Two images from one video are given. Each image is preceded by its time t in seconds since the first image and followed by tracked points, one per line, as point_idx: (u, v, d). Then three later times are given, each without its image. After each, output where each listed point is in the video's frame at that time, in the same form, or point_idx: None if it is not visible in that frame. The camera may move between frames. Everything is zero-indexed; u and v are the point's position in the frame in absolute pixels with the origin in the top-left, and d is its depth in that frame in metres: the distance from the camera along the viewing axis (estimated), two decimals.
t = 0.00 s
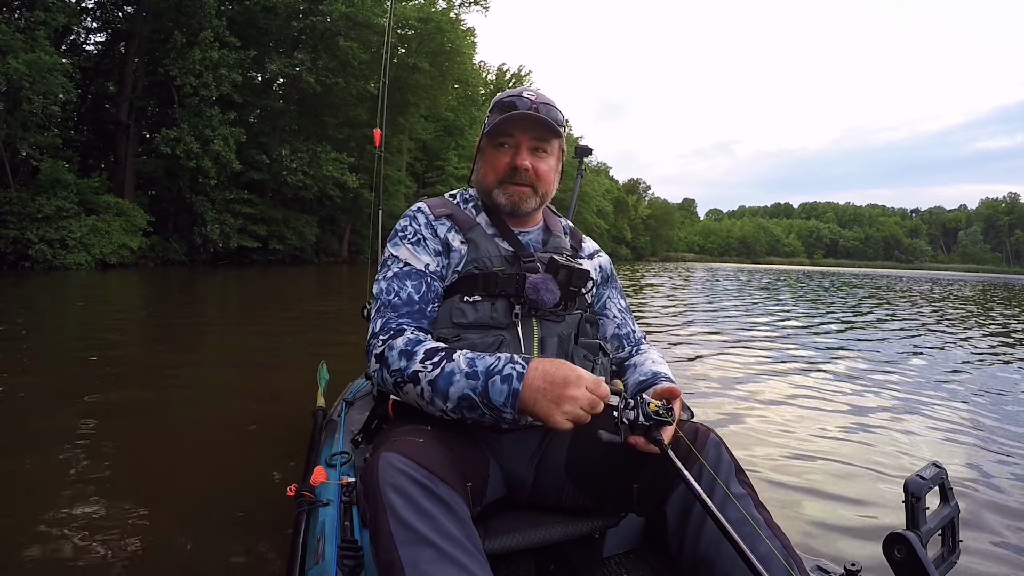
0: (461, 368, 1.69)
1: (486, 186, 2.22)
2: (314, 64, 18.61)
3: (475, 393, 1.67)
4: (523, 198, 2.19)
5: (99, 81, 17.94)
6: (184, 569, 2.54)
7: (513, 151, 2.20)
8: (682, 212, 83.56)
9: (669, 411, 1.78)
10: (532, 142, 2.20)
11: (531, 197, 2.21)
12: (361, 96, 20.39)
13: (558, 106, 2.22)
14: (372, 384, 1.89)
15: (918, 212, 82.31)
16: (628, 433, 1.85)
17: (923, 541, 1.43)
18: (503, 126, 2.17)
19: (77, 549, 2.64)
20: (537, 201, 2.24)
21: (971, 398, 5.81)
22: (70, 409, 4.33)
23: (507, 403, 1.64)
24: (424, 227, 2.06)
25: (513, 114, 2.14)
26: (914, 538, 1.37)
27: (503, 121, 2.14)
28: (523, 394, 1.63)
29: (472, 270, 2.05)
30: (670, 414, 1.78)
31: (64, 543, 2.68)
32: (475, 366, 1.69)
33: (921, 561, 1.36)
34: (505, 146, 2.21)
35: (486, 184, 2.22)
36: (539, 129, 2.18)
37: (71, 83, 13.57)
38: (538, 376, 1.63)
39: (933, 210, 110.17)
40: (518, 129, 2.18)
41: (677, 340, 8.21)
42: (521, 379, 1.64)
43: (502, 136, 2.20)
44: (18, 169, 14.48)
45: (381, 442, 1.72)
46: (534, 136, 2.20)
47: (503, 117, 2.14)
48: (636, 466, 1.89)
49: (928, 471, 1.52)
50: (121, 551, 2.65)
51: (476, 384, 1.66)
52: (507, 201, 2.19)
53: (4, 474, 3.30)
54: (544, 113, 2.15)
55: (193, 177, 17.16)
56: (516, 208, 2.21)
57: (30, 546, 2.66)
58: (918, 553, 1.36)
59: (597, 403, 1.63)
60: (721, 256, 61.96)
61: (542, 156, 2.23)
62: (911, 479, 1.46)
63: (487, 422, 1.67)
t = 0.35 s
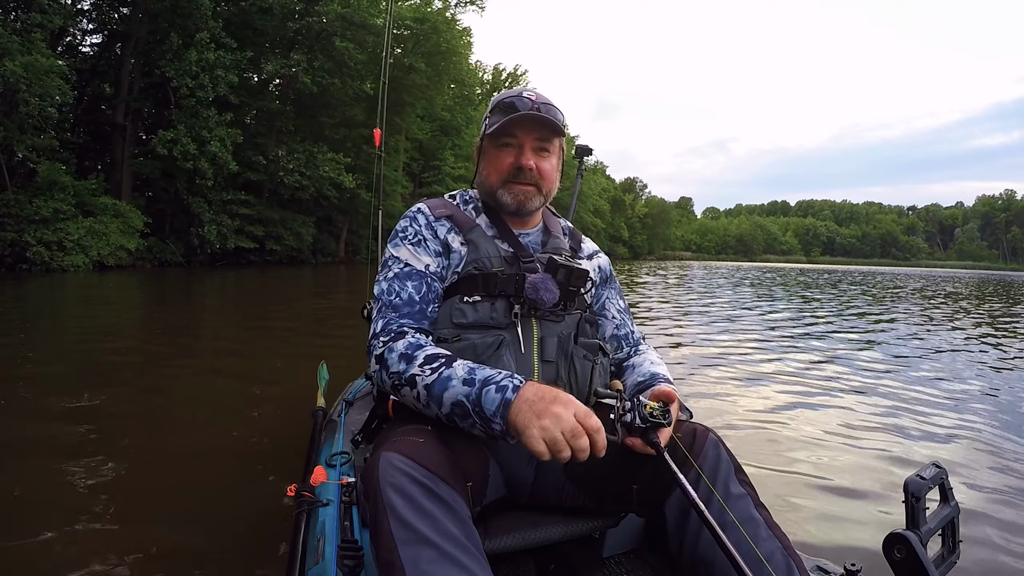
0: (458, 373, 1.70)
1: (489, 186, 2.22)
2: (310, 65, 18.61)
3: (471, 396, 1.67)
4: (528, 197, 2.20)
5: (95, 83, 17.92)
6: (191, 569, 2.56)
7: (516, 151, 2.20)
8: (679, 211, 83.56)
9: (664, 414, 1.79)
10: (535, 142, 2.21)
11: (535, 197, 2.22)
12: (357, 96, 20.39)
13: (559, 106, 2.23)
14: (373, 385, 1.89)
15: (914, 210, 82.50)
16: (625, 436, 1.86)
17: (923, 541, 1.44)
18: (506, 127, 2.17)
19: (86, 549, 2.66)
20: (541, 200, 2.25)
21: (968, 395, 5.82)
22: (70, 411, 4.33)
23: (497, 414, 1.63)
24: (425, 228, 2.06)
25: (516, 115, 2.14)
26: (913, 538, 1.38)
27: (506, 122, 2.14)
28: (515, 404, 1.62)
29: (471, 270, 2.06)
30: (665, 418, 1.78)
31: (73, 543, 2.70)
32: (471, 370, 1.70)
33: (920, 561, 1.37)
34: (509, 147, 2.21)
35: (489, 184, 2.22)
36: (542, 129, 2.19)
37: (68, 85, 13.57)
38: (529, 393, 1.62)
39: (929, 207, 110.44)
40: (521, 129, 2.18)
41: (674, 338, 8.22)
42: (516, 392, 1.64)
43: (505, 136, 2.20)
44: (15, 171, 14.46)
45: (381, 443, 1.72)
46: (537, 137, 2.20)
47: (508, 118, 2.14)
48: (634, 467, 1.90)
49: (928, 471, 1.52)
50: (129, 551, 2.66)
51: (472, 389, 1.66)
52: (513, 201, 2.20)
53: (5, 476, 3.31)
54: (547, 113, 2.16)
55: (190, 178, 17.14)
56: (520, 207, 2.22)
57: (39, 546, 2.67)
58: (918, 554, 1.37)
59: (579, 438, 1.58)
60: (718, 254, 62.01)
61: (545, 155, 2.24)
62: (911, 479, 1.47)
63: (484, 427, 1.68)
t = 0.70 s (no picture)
0: (457, 369, 1.69)
1: (491, 187, 2.22)
2: (307, 64, 18.59)
3: (471, 394, 1.67)
4: (530, 198, 2.21)
5: (92, 82, 17.87)
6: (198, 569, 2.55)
7: (518, 152, 2.20)
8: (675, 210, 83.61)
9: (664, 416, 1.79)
10: (537, 143, 2.21)
11: (537, 197, 2.23)
12: (353, 95, 20.37)
13: (559, 106, 2.23)
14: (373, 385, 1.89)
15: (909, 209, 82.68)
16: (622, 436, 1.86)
17: (923, 541, 1.44)
18: (507, 128, 2.17)
19: (94, 549, 2.65)
20: (543, 200, 2.25)
21: (965, 395, 5.84)
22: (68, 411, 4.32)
23: (503, 404, 1.64)
24: (423, 229, 2.06)
25: (516, 116, 2.14)
26: (913, 538, 1.38)
27: (507, 123, 2.14)
28: (518, 394, 1.63)
29: (471, 271, 2.05)
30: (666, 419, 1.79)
31: (81, 542, 2.69)
32: (470, 367, 1.70)
33: (920, 561, 1.37)
34: (510, 148, 2.20)
35: (491, 185, 2.22)
36: (542, 130, 2.19)
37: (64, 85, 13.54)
38: (533, 379, 1.63)
39: (924, 207, 110.67)
40: (522, 130, 2.17)
41: (671, 338, 8.23)
42: (516, 379, 1.64)
43: (506, 137, 2.19)
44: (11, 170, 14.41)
45: (381, 443, 1.72)
46: (538, 137, 2.20)
47: (509, 119, 2.13)
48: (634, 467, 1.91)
49: (928, 471, 1.53)
50: (134, 552, 2.66)
51: (471, 386, 1.66)
52: (515, 202, 2.20)
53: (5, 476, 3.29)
54: (547, 113, 2.16)
55: (187, 177, 17.11)
56: (522, 208, 2.22)
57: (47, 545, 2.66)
58: (918, 553, 1.37)
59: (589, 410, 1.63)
60: (714, 253, 62.04)
61: (546, 155, 2.24)
62: (911, 479, 1.47)
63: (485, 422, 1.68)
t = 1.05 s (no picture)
0: (456, 372, 1.69)
1: (493, 187, 2.22)
2: (306, 64, 18.58)
3: (470, 396, 1.66)
4: (532, 198, 2.21)
5: (91, 80, 17.84)
6: (195, 569, 2.53)
7: (521, 152, 2.20)
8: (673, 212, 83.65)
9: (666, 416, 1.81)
10: (539, 143, 2.21)
11: (538, 197, 2.23)
12: (352, 95, 20.38)
13: (563, 106, 2.23)
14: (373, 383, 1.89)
15: (905, 213, 82.89)
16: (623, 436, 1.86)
17: (923, 542, 1.44)
18: (510, 128, 2.17)
19: (92, 549, 2.63)
20: (544, 201, 2.25)
21: (961, 399, 5.84)
22: (66, 408, 4.31)
23: (496, 413, 1.62)
24: (425, 227, 2.06)
25: (519, 117, 2.13)
26: (914, 538, 1.38)
27: (510, 123, 2.14)
28: (512, 403, 1.61)
29: (472, 268, 2.05)
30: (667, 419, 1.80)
31: (81, 541, 2.67)
32: (469, 369, 1.69)
33: (921, 561, 1.37)
34: (512, 148, 2.20)
35: (493, 185, 2.22)
36: (545, 130, 2.19)
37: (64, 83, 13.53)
38: (529, 389, 1.60)
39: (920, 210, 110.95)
40: (525, 131, 2.18)
41: (668, 340, 8.24)
42: (514, 389, 1.62)
43: (509, 137, 2.20)
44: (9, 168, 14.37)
45: (381, 443, 1.72)
46: (540, 137, 2.20)
47: (513, 119, 2.13)
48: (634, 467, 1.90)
49: (928, 471, 1.53)
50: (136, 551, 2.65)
51: (470, 389, 1.65)
52: (518, 202, 2.20)
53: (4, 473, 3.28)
54: (550, 114, 2.15)
55: (185, 176, 17.10)
56: (524, 208, 2.22)
57: (46, 545, 2.64)
58: (918, 553, 1.37)
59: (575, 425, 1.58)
60: (711, 255, 62.10)
61: (548, 156, 2.24)
62: (911, 479, 1.47)
63: (479, 429, 1.67)
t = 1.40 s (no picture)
0: (455, 365, 1.68)
1: (488, 185, 2.22)
2: (303, 64, 18.54)
3: (469, 391, 1.66)
4: (526, 197, 2.20)
5: (87, 80, 17.79)
6: (190, 569, 2.53)
7: (515, 151, 2.20)
8: (670, 213, 83.69)
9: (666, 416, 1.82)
10: (535, 142, 2.21)
11: (533, 197, 2.22)
12: (348, 95, 20.35)
13: (560, 106, 2.23)
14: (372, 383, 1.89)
15: (901, 213, 83.03)
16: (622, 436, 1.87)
17: (923, 542, 1.44)
18: (506, 126, 2.17)
19: (93, 550, 2.62)
20: (540, 200, 2.24)
21: (959, 399, 5.85)
22: (65, 408, 4.30)
23: (503, 398, 1.64)
24: (423, 225, 2.06)
25: (515, 115, 2.14)
26: (914, 539, 1.38)
27: (506, 122, 2.14)
28: (518, 389, 1.62)
29: (471, 267, 2.05)
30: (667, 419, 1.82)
31: (81, 542, 2.67)
32: (470, 363, 1.69)
33: (921, 561, 1.37)
34: (507, 146, 2.21)
35: (488, 183, 2.22)
36: (541, 129, 2.19)
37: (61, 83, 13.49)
38: (531, 374, 1.62)
39: (916, 210, 111.09)
40: (521, 129, 2.18)
41: (666, 340, 8.24)
42: (515, 375, 1.63)
43: (505, 136, 2.20)
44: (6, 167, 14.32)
45: (381, 442, 1.72)
46: (536, 137, 2.20)
47: (508, 117, 2.14)
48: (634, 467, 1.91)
49: (928, 471, 1.53)
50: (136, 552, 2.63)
51: (470, 382, 1.66)
52: (511, 201, 2.20)
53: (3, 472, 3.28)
54: (547, 113, 2.16)
55: (182, 176, 17.06)
56: (519, 207, 2.21)
57: (46, 545, 2.63)
58: (918, 554, 1.37)
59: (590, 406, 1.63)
60: (708, 255, 62.08)
61: (544, 156, 2.23)
62: (911, 479, 1.48)
63: (486, 412, 1.68)
